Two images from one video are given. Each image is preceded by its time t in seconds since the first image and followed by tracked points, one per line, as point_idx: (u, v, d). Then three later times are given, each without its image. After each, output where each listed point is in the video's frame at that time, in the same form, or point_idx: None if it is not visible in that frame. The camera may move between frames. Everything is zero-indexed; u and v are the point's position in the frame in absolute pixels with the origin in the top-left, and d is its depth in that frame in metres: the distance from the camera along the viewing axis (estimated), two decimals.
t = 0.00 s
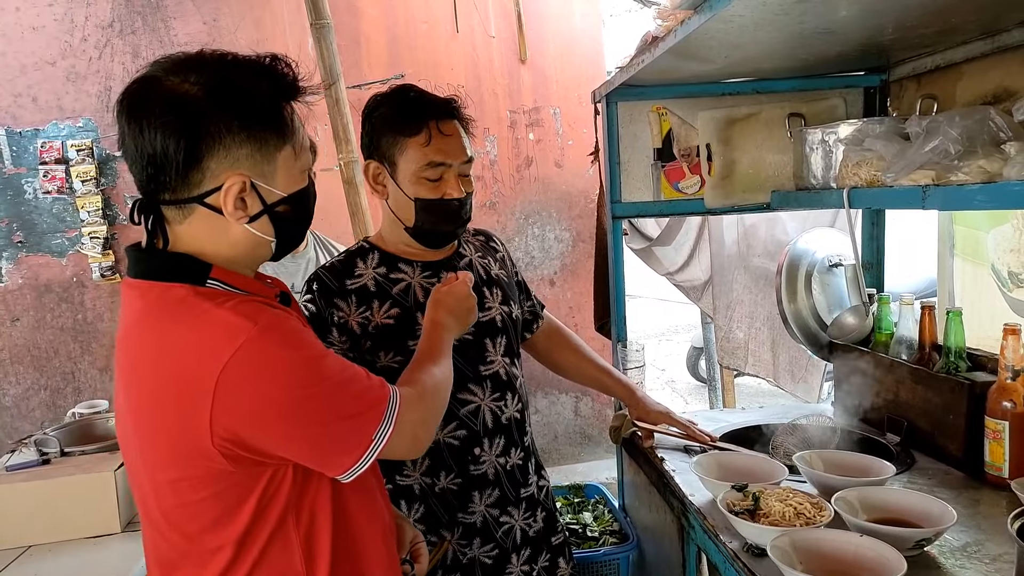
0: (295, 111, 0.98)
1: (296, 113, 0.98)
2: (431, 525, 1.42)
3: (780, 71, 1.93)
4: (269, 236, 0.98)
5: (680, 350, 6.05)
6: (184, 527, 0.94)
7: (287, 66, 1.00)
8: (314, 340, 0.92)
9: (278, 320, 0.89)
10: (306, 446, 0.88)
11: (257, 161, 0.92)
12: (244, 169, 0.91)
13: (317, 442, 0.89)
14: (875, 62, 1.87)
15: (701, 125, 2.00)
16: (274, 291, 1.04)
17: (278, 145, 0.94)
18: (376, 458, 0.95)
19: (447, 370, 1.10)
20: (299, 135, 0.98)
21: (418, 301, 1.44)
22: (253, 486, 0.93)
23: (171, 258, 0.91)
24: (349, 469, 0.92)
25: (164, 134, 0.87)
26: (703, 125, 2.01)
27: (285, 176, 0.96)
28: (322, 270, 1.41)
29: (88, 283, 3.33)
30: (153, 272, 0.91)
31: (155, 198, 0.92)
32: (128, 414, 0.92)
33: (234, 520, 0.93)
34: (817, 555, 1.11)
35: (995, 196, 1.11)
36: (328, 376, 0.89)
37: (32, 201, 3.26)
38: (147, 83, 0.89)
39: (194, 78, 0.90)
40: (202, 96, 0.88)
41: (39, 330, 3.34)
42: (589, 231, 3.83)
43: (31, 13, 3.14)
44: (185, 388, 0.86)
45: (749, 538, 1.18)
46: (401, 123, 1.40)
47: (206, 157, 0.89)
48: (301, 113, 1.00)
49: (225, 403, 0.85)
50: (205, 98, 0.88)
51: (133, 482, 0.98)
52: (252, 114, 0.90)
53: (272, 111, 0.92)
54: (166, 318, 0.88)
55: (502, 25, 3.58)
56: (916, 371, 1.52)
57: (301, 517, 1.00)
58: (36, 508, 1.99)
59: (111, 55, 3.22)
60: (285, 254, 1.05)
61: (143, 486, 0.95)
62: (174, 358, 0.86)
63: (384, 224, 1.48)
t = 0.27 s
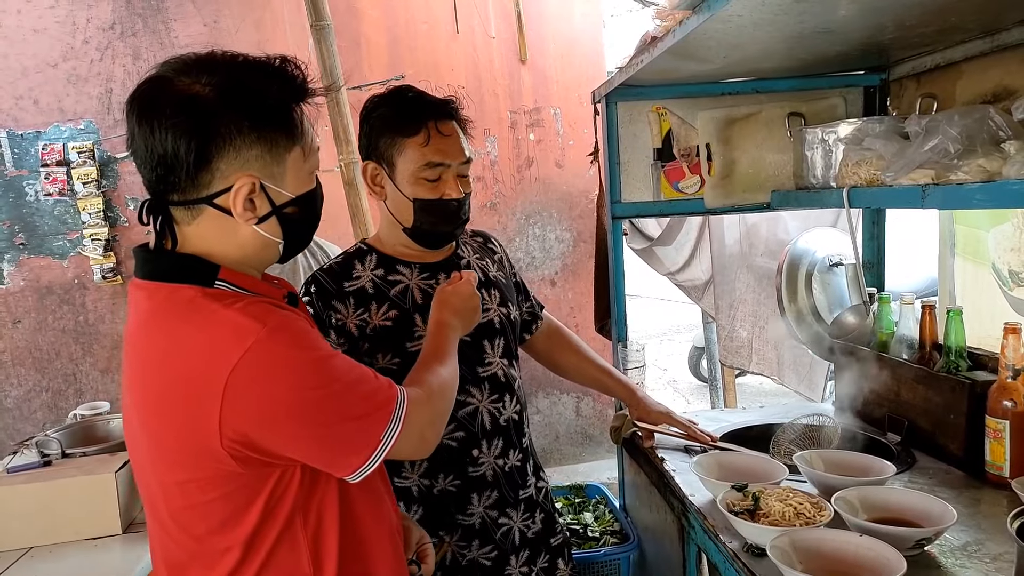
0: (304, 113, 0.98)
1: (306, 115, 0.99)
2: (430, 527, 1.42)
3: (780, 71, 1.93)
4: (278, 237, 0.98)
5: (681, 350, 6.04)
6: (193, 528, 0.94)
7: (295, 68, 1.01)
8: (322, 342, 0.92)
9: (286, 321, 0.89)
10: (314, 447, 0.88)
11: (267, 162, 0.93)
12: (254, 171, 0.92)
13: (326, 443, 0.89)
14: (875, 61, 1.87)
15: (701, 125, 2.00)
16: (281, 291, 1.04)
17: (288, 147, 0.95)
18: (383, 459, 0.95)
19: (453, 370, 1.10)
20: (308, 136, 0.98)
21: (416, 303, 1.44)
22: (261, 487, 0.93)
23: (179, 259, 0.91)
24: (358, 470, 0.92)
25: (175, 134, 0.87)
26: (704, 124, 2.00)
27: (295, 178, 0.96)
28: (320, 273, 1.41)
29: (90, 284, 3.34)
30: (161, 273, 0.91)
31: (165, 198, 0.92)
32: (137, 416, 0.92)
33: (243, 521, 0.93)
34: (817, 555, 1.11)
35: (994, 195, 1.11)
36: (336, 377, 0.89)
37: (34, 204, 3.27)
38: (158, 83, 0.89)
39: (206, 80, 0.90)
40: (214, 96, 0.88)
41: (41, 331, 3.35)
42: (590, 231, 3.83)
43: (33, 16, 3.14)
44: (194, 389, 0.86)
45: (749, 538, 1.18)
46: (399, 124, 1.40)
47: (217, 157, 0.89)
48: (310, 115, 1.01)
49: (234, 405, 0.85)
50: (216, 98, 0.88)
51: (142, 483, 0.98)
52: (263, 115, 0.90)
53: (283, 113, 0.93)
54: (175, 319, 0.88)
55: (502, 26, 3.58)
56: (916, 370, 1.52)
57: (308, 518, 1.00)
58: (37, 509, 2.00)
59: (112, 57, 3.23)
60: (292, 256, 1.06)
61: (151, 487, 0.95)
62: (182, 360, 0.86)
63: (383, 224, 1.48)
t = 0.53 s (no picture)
0: (308, 117, 0.99)
1: (310, 120, 0.99)
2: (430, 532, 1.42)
3: (777, 72, 1.93)
4: (282, 241, 0.98)
5: (682, 351, 6.04)
6: (199, 529, 0.94)
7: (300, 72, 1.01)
8: (326, 343, 0.92)
9: (291, 322, 0.89)
10: (318, 447, 0.88)
11: (272, 166, 0.93)
12: (259, 174, 0.92)
13: (329, 443, 0.89)
14: (873, 62, 1.87)
15: (699, 126, 2.00)
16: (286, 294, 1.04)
17: (292, 151, 0.95)
18: (386, 460, 0.95)
19: (456, 372, 1.10)
20: (313, 141, 0.99)
21: (419, 308, 1.45)
22: (266, 488, 0.93)
23: (184, 262, 0.91)
24: (361, 471, 0.92)
25: (181, 138, 0.87)
26: (702, 125, 1.99)
27: (299, 182, 0.97)
28: (321, 278, 1.41)
29: (90, 287, 3.34)
30: (167, 275, 0.92)
31: (170, 201, 0.92)
32: (145, 417, 0.93)
33: (248, 521, 0.94)
34: (814, 556, 1.11)
35: (991, 196, 1.11)
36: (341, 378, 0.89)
37: (35, 207, 3.27)
38: (164, 87, 0.89)
39: (212, 84, 0.90)
40: (220, 100, 0.89)
41: (42, 335, 3.35)
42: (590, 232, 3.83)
43: (33, 20, 3.15)
44: (199, 390, 0.86)
45: (747, 539, 1.18)
46: (393, 125, 1.41)
47: (222, 161, 0.89)
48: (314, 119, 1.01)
49: (239, 406, 0.85)
50: (222, 103, 0.89)
51: (149, 483, 0.99)
52: (268, 120, 0.91)
53: (287, 118, 0.93)
54: (181, 321, 0.88)
55: (501, 28, 3.59)
56: (915, 371, 1.52)
57: (313, 519, 1.00)
58: (37, 512, 2.00)
59: (112, 60, 3.24)
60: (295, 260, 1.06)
61: (159, 488, 0.96)
62: (188, 362, 0.86)
63: (381, 227, 1.48)
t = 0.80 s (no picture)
0: (315, 131, 0.99)
1: (317, 133, 0.99)
2: (437, 538, 1.42)
3: (776, 80, 1.94)
4: (289, 253, 0.99)
5: (684, 357, 6.04)
6: (196, 533, 0.95)
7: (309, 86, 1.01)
8: (327, 355, 0.92)
9: (292, 333, 0.90)
10: (313, 458, 0.89)
11: (277, 181, 0.94)
12: (264, 189, 0.93)
13: (324, 454, 0.89)
14: (870, 70, 1.88)
15: (699, 134, 2.00)
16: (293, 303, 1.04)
17: (298, 165, 0.96)
18: (382, 472, 0.95)
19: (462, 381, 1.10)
20: (319, 155, 0.99)
21: (427, 315, 1.45)
22: (262, 496, 0.94)
23: (191, 271, 0.92)
24: (356, 482, 0.93)
25: (187, 154, 0.88)
26: (702, 133, 2.00)
27: (305, 196, 0.97)
28: (328, 284, 1.42)
29: (92, 294, 3.35)
30: (173, 284, 0.93)
31: (180, 213, 0.94)
32: (149, 421, 0.94)
33: (243, 527, 0.94)
34: (813, 563, 1.11)
35: (988, 203, 1.12)
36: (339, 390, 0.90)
37: (37, 214, 3.28)
38: (174, 103, 0.90)
39: (219, 100, 0.91)
40: (225, 117, 0.89)
41: (44, 341, 3.36)
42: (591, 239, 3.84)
43: (36, 28, 3.17)
44: (198, 398, 0.87)
45: (746, 546, 1.18)
46: (397, 130, 1.42)
47: (227, 177, 0.90)
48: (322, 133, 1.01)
49: (236, 415, 0.85)
50: (228, 119, 0.89)
51: (152, 486, 1.00)
52: (273, 136, 0.91)
53: (293, 134, 0.94)
54: (184, 328, 0.89)
55: (502, 36, 3.61)
56: (914, 378, 1.52)
57: (308, 528, 1.00)
58: (39, 519, 2.00)
59: (114, 68, 3.26)
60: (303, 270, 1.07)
61: (160, 491, 0.97)
62: (189, 369, 0.87)
63: (387, 233, 1.48)
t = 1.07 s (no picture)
0: (333, 132, 0.99)
1: (335, 134, 1.00)
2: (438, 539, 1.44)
3: (775, 85, 1.94)
4: (307, 257, 0.99)
5: (683, 360, 6.05)
6: (230, 545, 0.95)
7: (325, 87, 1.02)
8: (355, 360, 0.92)
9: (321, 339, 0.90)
10: (348, 464, 0.89)
11: (297, 184, 0.94)
12: (284, 192, 0.93)
13: (360, 461, 0.89)
14: (869, 76, 1.90)
15: (698, 138, 2.02)
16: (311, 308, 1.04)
17: (318, 168, 0.96)
18: (415, 476, 0.95)
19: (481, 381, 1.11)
20: (337, 157, 0.99)
21: (429, 315, 1.46)
22: (297, 505, 0.94)
23: (212, 278, 0.92)
24: (391, 487, 0.93)
25: (208, 159, 0.89)
26: (701, 138, 2.01)
27: (325, 198, 0.98)
28: (332, 284, 1.43)
29: (93, 297, 3.36)
30: (196, 292, 0.92)
31: (199, 219, 0.94)
32: (176, 436, 0.93)
33: (280, 537, 0.95)
34: (812, 565, 1.12)
35: (985, 208, 1.13)
36: (371, 395, 0.90)
37: (37, 218, 3.29)
38: (192, 108, 0.90)
39: (237, 103, 0.91)
40: (245, 120, 0.90)
41: (45, 344, 3.36)
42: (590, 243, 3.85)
43: (37, 32, 3.18)
44: (232, 411, 0.87)
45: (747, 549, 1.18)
46: (404, 135, 1.43)
47: (249, 181, 0.90)
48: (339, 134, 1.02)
49: (271, 425, 0.85)
50: (247, 122, 0.89)
51: (180, 501, 0.99)
52: (293, 139, 0.92)
53: (312, 136, 0.94)
54: (212, 340, 0.89)
55: (501, 40, 3.62)
56: (914, 382, 1.52)
57: (342, 534, 1.01)
58: (41, 523, 2.00)
59: (115, 73, 3.27)
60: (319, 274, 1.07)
61: (190, 506, 0.97)
62: (221, 381, 0.87)
63: (390, 236, 1.50)
